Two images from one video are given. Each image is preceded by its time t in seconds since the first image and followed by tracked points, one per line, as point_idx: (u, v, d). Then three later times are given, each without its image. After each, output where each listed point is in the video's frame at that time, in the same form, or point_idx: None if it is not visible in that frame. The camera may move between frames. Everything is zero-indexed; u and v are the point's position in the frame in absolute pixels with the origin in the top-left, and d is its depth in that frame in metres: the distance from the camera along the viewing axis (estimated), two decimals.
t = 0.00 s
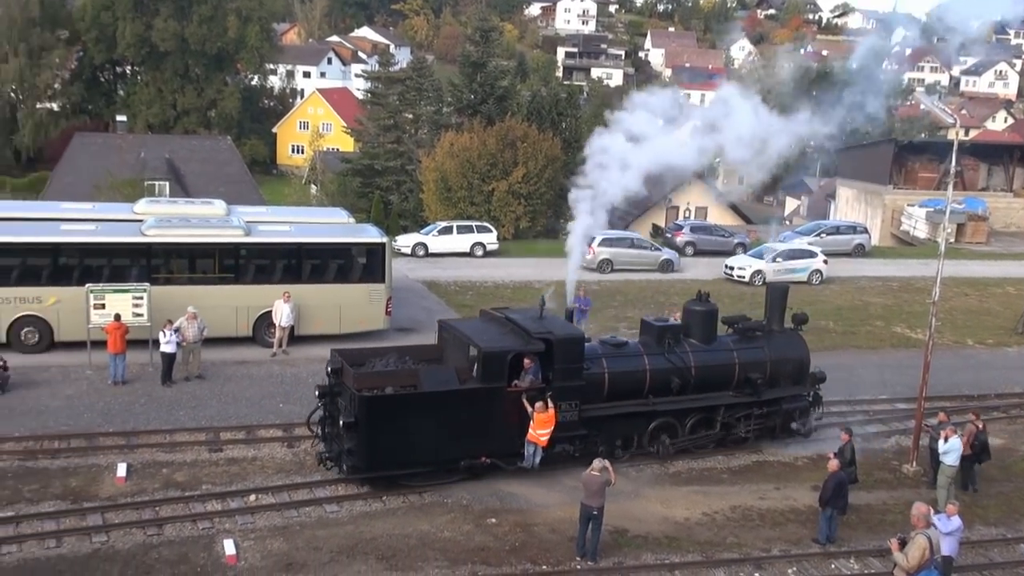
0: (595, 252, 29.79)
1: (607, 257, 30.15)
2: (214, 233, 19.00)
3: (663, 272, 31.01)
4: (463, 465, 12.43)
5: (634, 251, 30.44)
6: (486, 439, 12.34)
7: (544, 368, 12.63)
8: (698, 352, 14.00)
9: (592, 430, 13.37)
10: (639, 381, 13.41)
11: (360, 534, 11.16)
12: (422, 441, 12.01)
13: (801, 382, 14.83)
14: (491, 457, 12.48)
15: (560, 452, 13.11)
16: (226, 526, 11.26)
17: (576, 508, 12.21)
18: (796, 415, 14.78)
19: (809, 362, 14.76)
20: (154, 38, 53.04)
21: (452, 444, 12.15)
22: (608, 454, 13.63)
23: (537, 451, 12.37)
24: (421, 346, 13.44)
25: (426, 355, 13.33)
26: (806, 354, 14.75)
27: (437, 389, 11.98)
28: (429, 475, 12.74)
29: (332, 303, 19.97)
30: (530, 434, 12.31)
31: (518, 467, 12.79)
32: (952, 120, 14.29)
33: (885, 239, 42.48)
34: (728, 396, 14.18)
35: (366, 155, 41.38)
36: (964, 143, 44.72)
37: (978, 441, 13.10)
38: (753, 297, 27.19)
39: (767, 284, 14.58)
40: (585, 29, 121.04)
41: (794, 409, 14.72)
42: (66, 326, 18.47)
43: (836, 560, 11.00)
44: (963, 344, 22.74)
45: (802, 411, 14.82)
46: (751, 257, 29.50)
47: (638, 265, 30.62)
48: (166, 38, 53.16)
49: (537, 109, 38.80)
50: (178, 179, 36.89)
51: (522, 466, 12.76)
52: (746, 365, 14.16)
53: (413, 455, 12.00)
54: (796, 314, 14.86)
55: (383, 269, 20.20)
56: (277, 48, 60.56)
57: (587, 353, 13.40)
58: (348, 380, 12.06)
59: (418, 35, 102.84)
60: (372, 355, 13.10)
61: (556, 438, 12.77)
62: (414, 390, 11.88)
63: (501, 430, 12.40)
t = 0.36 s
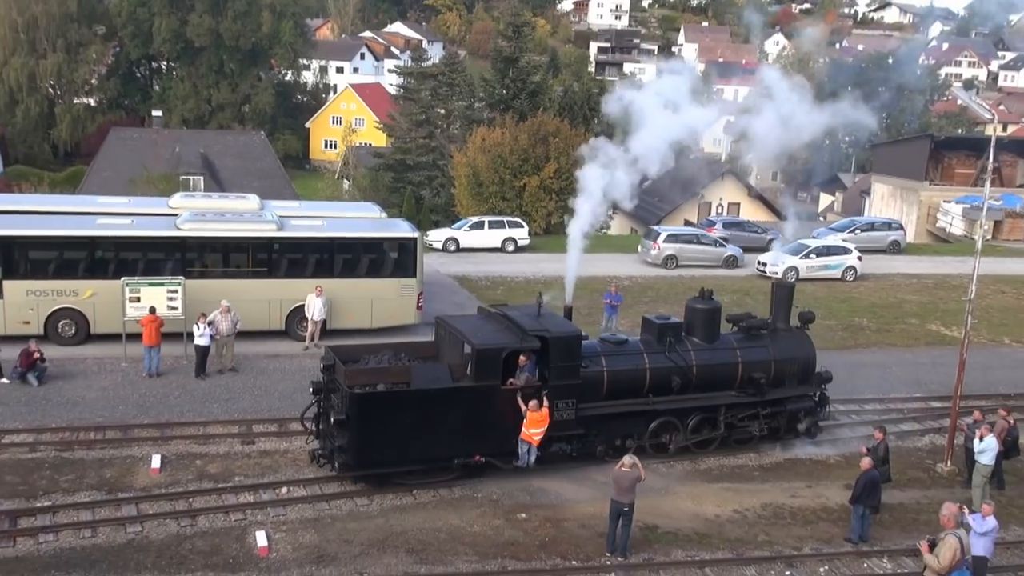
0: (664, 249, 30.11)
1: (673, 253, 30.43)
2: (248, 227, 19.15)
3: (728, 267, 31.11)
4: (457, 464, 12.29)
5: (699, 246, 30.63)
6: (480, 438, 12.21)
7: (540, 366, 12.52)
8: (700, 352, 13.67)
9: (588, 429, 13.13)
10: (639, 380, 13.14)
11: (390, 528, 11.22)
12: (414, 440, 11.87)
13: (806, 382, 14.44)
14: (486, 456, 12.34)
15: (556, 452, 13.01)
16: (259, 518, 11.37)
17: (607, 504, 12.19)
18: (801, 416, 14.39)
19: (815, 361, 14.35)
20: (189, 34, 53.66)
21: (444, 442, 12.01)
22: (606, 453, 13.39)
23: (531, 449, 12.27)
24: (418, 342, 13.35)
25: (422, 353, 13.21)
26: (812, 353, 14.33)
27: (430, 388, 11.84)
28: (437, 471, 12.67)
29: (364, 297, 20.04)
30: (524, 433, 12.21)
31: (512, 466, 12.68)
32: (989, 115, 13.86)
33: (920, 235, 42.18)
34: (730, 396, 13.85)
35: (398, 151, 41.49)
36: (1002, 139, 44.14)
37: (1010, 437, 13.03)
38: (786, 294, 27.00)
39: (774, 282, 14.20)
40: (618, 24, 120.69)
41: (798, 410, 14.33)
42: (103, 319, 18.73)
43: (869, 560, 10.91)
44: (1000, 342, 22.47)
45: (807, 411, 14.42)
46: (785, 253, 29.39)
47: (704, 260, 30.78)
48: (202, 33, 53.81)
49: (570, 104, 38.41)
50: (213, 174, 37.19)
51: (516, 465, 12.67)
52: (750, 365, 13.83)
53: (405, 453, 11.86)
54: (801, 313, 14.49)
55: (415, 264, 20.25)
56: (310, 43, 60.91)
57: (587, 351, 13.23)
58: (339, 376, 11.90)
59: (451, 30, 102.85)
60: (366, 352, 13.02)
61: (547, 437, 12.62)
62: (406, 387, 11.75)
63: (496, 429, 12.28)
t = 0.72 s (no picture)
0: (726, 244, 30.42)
1: (735, 248, 30.71)
2: (277, 220, 19.24)
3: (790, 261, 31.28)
4: (446, 460, 12.20)
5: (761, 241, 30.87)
6: (469, 435, 12.11)
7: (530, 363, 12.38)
8: (698, 348, 13.53)
9: (582, 426, 13.00)
10: (634, 377, 13.03)
11: (418, 520, 11.26)
12: (403, 436, 11.81)
13: (807, 381, 14.23)
14: (476, 453, 12.24)
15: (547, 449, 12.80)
16: (287, 509, 11.45)
17: (634, 499, 12.18)
18: (801, 415, 14.13)
19: (815, 359, 14.14)
20: (220, 28, 54.09)
21: (433, 438, 11.93)
22: (600, 452, 13.29)
23: (520, 446, 12.08)
24: (410, 338, 13.14)
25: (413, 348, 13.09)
26: (812, 351, 14.13)
27: (418, 382, 11.75)
28: (423, 468, 12.51)
29: (392, 289, 20.11)
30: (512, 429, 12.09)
31: (503, 463, 12.55)
32: None
33: (953, 231, 41.87)
34: (728, 394, 13.67)
35: (427, 144, 41.58)
36: None
37: None
38: (817, 289, 26.83)
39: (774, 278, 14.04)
40: (647, 17, 120.25)
41: (798, 409, 14.06)
42: (134, 310, 18.92)
43: (898, 557, 10.83)
44: None
45: (807, 410, 14.17)
46: (815, 247, 29.09)
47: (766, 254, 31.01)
48: (232, 27, 54.20)
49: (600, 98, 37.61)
50: (243, 168, 37.43)
51: (507, 462, 12.50)
52: (748, 362, 13.67)
53: (393, 449, 11.79)
54: (803, 310, 14.28)
55: (444, 257, 20.26)
56: (340, 37, 61.11)
57: (581, 347, 13.09)
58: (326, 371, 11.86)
59: (480, 23, 102.77)
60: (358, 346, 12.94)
61: (537, 433, 12.43)
62: (393, 383, 11.66)
63: (486, 426, 12.16)
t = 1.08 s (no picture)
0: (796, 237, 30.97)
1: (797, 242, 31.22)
2: (309, 210, 19.34)
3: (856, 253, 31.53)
4: (434, 454, 12.06)
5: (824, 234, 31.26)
6: (457, 430, 11.95)
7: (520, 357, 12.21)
8: (694, 343, 13.32)
9: (573, 421, 12.88)
10: (627, 371, 12.87)
11: (446, 510, 11.31)
12: (390, 430, 11.69)
13: (807, 376, 13.96)
14: (465, 447, 12.10)
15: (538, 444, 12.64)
16: (317, 498, 11.53)
17: (663, 491, 12.15)
18: (800, 410, 13.92)
19: (815, 355, 13.85)
20: (253, 19, 54.27)
21: (419, 432, 11.79)
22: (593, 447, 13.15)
23: (509, 441, 11.95)
24: (401, 331, 13.15)
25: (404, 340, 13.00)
26: (813, 346, 13.82)
27: (404, 376, 11.62)
28: (413, 462, 12.36)
29: (422, 280, 20.15)
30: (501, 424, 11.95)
31: (492, 457, 12.40)
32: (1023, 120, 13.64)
33: (988, 224, 41.40)
34: (724, 389, 13.46)
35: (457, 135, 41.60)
36: None
37: None
38: (849, 282, 26.62)
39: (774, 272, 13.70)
40: (679, 8, 119.65)
41: (796, 404, 13.83)
42: (167, 299, 19.08)
43: (930, 552, 10.73)
44: None
45: (806, 406, 13.94)
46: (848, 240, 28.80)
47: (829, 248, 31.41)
48: (264, 18, 54.31)
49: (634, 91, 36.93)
50: (275, 159, 37.62)
51: (496, 457, 12.37)
52: (746, 358, 13.43)
53: (379, 443, 11.68)
54: (804, 304, 13.93)
55: (473, 249, 20.27)
56: (371, 28, 61.22)
57: (572, 341, 12.93)
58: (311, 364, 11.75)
59: (511, 14, 102.67)
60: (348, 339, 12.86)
61: (527, 428, 12.24)
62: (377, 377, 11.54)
63: (474, 421, 12.01)
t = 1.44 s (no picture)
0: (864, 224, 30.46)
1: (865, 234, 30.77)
2: (341, 202, 19.43)
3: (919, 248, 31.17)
4: (422, 448, 12.00)
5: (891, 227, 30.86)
6: (444, 423, 11.88)
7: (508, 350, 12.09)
8: (689, 337, 13.07)
9: (565, 416, 12.74)
10: (620, 365, 12.69)
11: (476, 500, 11.34)
12: (375, 422, 11.66)
13: (806, 371, 13.59)
14: (452, 441, 12.02)
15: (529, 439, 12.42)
16: (348, 487, 11.59)
17: (693, 484, 12.11)
18: (799, 406, 13.59)
19: (815, 349, 13.48)
20: (286, 10, 54.48)
21: (405, 425, 11.75)
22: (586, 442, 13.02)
23: (498, 435, 11.89)
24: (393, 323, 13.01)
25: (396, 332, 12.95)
26: (812, 341, 13.46)
27: (389, 368, 11.58)
28: (401, 455, 12.26)
29: (453, 271, 20.17)
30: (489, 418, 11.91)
31: (481, 451, 12.32)
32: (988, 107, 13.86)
33: None
34: (721, 383, 13.22)
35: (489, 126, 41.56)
36: None
37: None
38: (884, 274, 26.35)
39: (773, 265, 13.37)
40: None
41: (795, 400, 13.50)
42: (201, 288, 19.27)
43: (964, 548, 10.63)
44: None
45: (806, 402, 13.59)
46: (883, 233, 28.52)
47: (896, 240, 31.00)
48: (297, 9, 54.50)
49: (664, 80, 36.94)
50: (307, 149, 37.81)
51: (485, 451, 12.25)
52: (742, 352, 13.16)
53: (365, 435, 11.66)
54: (805, 298, 13.58)
55: (506, 239, 20.27)
56: (404, 19, 61.27)
57: (565, 334, 12.81)
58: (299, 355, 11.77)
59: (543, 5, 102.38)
60: (338, 331, 12.85)
61: (516, 422, 12.11)
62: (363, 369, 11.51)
63: (462, 414, 11.93)
